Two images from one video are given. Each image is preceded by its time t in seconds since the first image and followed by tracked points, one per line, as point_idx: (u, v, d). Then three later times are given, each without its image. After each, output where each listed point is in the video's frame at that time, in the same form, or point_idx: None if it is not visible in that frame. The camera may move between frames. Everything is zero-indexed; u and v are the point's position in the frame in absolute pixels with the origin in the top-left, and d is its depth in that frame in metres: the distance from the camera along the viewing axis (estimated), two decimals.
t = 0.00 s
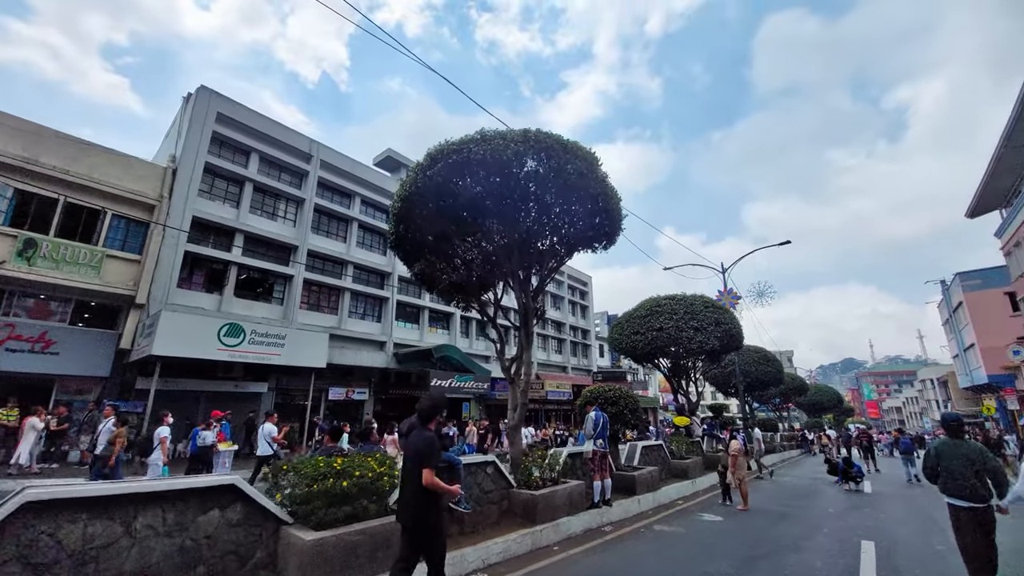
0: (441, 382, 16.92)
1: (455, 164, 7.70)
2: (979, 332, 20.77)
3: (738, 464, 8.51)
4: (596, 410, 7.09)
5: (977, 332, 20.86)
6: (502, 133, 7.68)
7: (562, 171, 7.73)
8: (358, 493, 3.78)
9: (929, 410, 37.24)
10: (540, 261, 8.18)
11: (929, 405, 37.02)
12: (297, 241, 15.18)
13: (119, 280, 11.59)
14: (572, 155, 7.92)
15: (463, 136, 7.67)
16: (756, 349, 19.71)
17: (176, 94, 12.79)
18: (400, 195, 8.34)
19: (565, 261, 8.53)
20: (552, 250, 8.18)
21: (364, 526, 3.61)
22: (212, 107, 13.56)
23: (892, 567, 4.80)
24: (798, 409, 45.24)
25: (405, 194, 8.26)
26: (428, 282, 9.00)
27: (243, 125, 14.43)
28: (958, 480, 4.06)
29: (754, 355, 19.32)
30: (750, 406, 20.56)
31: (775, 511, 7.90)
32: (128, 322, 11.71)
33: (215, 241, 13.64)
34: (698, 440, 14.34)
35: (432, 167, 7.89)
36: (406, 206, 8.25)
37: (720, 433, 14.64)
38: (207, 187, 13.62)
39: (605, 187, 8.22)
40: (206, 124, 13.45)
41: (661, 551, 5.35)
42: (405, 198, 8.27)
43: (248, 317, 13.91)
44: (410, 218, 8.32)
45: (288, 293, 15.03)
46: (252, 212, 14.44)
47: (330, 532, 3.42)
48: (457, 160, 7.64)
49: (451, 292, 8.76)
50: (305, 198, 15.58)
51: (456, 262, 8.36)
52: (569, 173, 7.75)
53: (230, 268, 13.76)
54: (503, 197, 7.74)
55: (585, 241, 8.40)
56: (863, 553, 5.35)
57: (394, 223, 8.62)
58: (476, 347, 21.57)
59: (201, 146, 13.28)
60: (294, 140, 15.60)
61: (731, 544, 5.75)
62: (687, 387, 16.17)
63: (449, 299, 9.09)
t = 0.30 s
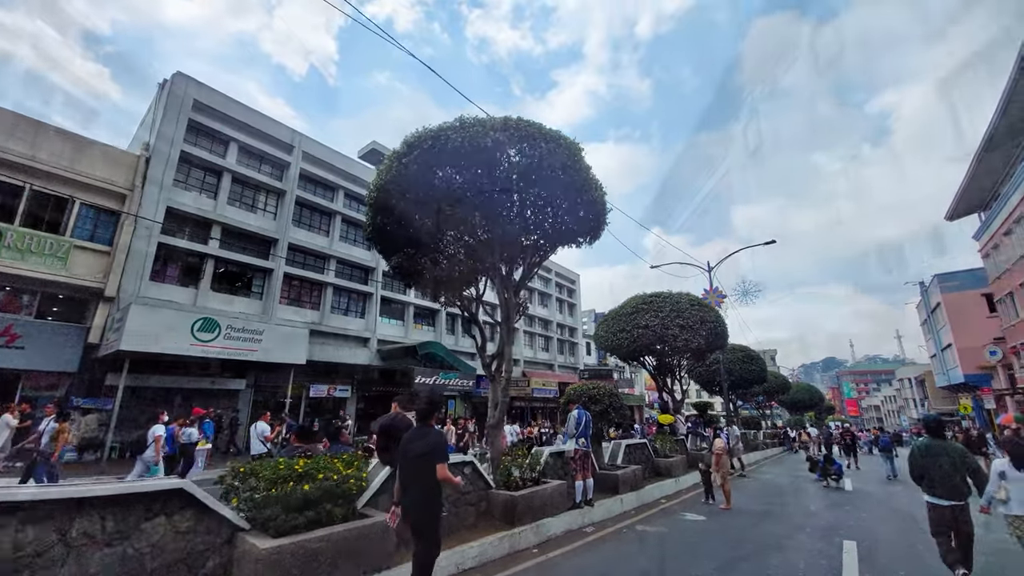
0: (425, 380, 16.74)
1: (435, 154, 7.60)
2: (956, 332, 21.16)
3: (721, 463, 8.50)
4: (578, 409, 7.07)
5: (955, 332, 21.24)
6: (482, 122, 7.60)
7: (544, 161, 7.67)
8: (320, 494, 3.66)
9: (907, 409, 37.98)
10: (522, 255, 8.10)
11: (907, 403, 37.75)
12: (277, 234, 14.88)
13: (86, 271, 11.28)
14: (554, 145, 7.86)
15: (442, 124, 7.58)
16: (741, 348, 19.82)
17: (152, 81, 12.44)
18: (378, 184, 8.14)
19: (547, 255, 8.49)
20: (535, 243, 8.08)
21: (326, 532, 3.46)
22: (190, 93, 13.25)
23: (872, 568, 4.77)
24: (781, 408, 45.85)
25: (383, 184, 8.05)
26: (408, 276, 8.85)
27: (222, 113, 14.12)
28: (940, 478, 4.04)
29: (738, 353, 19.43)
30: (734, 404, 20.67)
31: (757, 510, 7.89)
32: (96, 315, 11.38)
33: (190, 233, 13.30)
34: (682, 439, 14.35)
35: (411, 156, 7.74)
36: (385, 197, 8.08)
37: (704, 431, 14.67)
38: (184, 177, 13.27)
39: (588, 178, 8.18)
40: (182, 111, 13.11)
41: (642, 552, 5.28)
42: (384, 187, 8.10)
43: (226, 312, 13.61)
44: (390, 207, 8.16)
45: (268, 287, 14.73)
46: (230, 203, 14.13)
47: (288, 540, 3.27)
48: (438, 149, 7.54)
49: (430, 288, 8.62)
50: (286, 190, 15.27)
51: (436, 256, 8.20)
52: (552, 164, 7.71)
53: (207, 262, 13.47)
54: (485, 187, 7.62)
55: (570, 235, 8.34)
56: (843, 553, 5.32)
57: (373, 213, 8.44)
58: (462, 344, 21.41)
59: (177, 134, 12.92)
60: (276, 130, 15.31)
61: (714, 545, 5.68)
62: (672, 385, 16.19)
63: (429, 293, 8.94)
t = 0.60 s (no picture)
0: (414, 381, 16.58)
1: (420, 147, 8.22)
2: (942, 336, 21.41)
3: (711, 465, 8.44)
4: (565, 410, 7.05)
5: (941, 336, 21.49)
6: (466, 112, 8.12)
7: (527, 154, 8.13)
8: (288, 500, 3.59)
9: (893, 412, 38.46)
10: (506, 252, 8.26)
11: (894, 406, 38.25)
12: (262, 232, 14.78)
13: (62, 266, 10.92)
14: (536, 138, 8.32)
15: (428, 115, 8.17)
16: (731, 350, 19.87)
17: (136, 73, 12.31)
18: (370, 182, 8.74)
19: (532, 255, 8.62)
20: (519, 237, 8.39)
21: (291, 539, 3.37)
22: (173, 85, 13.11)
23: (860, 572, 4.72)
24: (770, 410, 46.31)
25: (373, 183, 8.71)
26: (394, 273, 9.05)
27: (209, 108, 14.04)
28: (927, 475, 4.39)
29: (729, 356, 19.49)
30: (723, 406, 20.73)
31: (745, 513, 7.85)
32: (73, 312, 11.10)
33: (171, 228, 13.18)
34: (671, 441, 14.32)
35: (401, 153, 8.39)
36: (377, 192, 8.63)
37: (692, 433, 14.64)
38: (167, 170, 13.14)
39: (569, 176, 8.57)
40: (166, 104, 12.96)
41: (628, 556, 5.19)
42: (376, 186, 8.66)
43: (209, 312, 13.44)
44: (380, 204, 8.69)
45: (252, 284, 14.54)
46: (213, 199, 14.00)
47: (247, 546, 3.16)
48: (422, 141, 8.17)
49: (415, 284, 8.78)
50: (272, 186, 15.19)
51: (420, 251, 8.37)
52: (536, 158, 8.17)
53: (189, 258, 13.39)
54: (470, 178, 8.14)
55: (550, 231, 8.62)
56: (832, 557, 5.26)
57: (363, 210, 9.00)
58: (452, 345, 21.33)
59: (160, 127, 12.93)
60: (264, 128, 15.19)
61: (700, 549, 5.61)
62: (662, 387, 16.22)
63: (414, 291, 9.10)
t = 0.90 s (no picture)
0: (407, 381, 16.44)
1: (414, 130, 9.86)
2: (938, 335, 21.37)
3: (703, 465, 8.42)
4: (554, 410, 7.15)
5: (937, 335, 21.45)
6: (457, 100, 9.79)
7: (511, 143, 10.37)
8: (253, 503, 4.16)
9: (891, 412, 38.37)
10: (496, 246, 10.69)
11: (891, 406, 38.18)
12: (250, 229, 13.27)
13: (48, 261, 11.80)
14: (520, 128, 10.38)
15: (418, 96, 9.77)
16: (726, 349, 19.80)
17: (122, 64, 11.97)
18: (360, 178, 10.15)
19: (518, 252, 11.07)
20: (507, 228, 10.82)
21: (253, 544, 3.77)
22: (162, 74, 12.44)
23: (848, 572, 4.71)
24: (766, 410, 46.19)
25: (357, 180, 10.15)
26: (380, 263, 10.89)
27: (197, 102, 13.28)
28: (907, 471, 5.55)
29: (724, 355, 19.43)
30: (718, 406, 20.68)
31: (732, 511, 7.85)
32: (55, 308, 11.76)
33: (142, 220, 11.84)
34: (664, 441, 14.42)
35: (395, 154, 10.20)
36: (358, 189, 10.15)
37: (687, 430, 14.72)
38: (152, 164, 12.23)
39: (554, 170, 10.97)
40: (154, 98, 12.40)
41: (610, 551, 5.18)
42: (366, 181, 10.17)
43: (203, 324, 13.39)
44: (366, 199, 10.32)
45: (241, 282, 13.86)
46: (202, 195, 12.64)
47: (213, 553, 3.57)
48: (408, 127, 9.85)
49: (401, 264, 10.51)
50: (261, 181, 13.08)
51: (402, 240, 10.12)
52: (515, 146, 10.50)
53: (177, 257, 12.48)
54: (460, 170, 10.46)
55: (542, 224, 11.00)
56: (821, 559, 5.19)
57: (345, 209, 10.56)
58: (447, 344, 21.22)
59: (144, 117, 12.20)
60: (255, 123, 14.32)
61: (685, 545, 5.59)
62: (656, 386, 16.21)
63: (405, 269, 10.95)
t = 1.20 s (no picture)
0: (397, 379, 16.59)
1: (401, 121, 11.85)
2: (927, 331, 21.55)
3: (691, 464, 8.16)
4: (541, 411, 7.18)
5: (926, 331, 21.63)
6: (438, 86, 11.28)
7: (491, 133, 11.55)
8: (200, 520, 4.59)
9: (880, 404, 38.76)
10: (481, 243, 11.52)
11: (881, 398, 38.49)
12: (235, 223, 14.88)
13: (19, 258, 12.01)
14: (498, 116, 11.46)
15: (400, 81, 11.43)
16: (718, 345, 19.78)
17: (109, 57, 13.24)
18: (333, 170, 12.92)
19: (504, 244, 11.71)
20: (480, 217, 11.56)
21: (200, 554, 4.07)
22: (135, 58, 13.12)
23: None
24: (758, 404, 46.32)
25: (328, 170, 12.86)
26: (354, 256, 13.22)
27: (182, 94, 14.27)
28: (893, 464, 5.37)
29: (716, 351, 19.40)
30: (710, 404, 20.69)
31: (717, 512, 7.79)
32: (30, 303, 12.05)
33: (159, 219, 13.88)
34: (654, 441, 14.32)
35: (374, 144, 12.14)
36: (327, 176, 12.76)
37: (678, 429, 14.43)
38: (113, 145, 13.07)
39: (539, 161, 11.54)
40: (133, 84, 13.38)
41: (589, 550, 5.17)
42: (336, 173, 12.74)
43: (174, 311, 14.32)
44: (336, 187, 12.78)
45: (224, 276, 15.32)
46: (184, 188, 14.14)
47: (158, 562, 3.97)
48: (397, 115, 11.72)
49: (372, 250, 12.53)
50: (245, 175, 14.72)
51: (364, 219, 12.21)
52: (493, 139, 11.63)
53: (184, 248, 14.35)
54: (443, 161, 11.84)
55: (526, 218, 11.56)
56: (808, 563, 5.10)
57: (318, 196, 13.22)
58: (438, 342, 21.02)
59: (121, 104, 13.17)
60: (233, 111, 15.07)
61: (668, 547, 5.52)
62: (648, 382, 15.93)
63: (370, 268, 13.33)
